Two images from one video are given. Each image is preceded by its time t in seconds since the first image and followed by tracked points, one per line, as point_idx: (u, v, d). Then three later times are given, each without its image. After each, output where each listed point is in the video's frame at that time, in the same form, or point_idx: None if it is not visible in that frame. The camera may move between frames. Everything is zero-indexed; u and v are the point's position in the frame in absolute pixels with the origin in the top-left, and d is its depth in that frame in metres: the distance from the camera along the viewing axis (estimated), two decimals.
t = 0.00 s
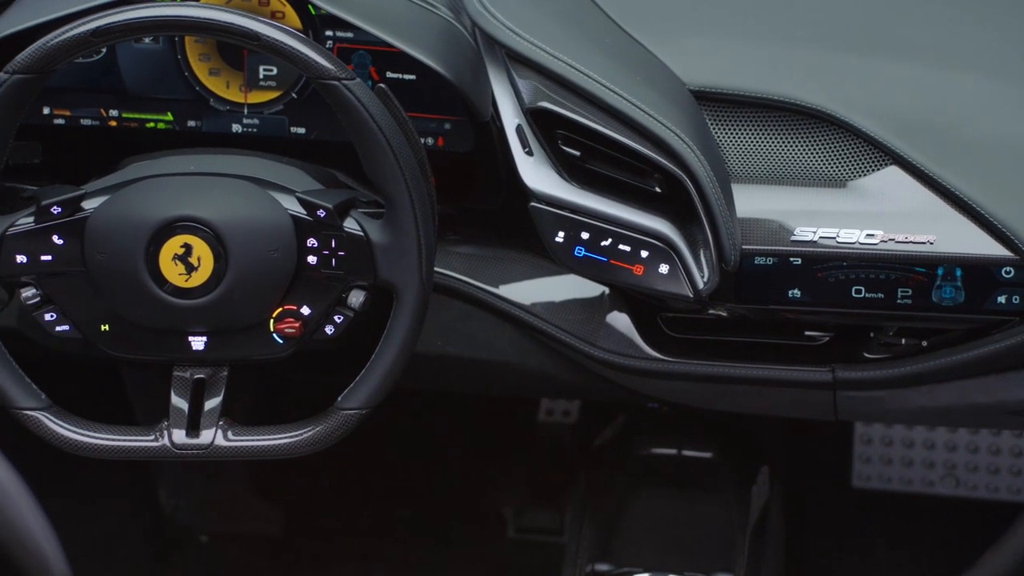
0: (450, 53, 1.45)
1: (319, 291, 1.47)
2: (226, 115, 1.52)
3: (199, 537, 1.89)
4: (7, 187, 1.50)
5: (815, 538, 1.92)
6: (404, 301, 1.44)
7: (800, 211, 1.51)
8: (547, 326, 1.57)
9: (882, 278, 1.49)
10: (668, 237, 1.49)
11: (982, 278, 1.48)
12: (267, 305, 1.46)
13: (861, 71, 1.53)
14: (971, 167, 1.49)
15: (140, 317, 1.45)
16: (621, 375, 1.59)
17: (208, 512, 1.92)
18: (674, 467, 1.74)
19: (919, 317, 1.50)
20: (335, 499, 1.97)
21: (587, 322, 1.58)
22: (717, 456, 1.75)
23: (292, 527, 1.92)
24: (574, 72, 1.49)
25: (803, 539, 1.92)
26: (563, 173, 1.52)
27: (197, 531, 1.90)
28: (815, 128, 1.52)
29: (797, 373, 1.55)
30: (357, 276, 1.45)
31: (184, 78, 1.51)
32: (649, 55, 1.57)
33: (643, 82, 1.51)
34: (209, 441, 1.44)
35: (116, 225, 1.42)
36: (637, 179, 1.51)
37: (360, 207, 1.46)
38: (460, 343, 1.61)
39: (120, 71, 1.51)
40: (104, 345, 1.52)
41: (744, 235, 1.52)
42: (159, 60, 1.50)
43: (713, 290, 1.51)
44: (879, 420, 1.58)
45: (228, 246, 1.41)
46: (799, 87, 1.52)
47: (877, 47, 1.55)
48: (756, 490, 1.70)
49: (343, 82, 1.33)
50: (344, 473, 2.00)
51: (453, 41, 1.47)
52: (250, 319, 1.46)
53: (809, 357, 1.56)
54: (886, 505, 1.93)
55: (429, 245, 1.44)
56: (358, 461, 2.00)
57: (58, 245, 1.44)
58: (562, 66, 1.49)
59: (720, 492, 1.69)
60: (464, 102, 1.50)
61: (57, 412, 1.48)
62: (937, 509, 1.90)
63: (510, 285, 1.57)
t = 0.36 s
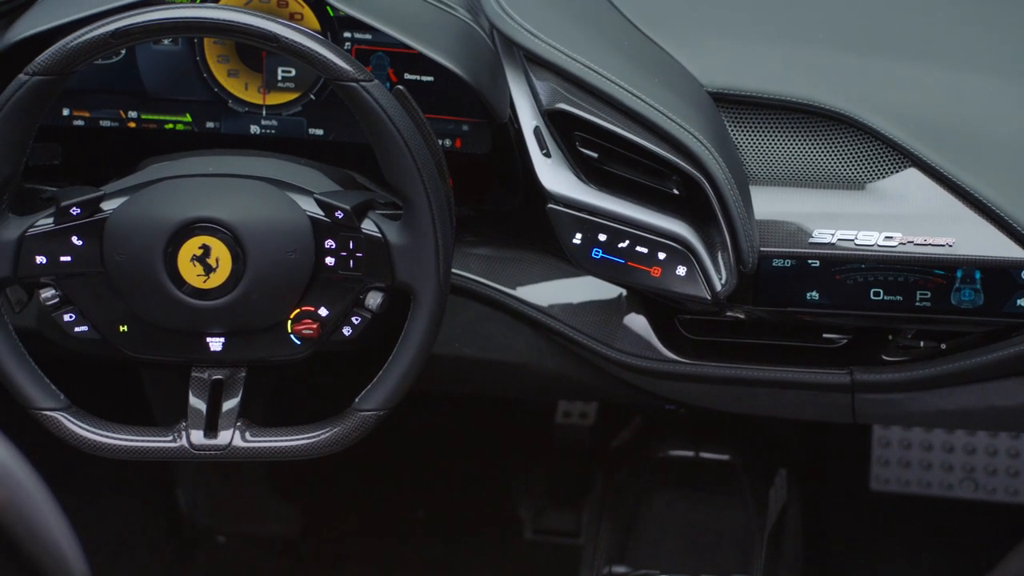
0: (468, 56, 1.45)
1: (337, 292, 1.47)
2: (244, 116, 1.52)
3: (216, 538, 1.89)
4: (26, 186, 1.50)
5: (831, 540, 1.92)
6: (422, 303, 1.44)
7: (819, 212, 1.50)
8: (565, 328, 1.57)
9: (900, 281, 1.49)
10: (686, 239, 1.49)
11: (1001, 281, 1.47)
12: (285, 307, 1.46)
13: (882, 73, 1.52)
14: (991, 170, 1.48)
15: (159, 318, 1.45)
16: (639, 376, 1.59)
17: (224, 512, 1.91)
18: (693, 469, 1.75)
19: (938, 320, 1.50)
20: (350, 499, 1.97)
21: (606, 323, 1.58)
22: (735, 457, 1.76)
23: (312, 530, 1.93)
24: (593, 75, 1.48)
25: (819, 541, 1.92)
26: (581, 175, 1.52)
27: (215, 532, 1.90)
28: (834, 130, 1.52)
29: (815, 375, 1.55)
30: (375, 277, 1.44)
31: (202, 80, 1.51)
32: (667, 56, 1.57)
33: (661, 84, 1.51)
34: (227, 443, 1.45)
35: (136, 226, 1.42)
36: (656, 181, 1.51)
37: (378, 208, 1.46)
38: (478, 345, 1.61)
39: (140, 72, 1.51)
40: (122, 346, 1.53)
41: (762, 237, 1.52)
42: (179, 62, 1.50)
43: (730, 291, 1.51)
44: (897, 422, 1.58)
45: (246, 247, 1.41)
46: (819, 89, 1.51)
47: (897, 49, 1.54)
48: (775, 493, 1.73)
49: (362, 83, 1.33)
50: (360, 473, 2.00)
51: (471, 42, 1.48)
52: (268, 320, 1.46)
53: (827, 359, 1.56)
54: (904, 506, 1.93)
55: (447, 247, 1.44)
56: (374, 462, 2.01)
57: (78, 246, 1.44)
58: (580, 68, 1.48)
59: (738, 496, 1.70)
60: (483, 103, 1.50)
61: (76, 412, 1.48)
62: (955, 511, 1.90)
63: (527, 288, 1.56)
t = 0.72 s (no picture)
0: (485, 58, 1.45)
1: (353, 295, 1.47)
2: (262, 118, 1.52)
3: (232, 539, 1.92)
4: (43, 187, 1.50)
5: (848, 543, 1.92)
6: (438, 305, 1.44)
7: (836, 215, 1.50)
8: (581, 330, 1.56)
9: (918, 284, 1.48)
10: (703, 241, 1.49)
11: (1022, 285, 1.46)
12: (301, 309, 1.46)
13: (899, 78, 1.54)
14: (1008, 173, 1.49)
15: (177, 320, 1.45)
16: (656, 378, 1.59)
17: (240, 512, 1.93)
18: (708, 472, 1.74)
19: (957, 324, 1.49)
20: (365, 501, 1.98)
21: (621, 326, 1.58)
22: (751, 460, 1.75)
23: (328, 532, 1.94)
24: (610, 77, 1.49)
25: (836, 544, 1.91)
26: (598, 177, 1.52)
27: (231, 534, 1.93)
28: (851, 133, 1.53)
29: (833, 377, 1.55)
30: (391, 279, 1.45)
31: (220, 82, 1.51)
32: (685, 59, 1.58)
33: (678, 87, 1.51)
34: (244, 444, 1.45)
35: (154, 228, 1.42)
36: (672, 183, 1.51)
37: (395, 210, 1.46)
38: (495, 347, 1.61)
39: (158, 74, 1.51)
40: (140, 347, 1.53)
41: (779, 239, 1.51)
42: (197, 64, 1.50)
43: (747, 294, 1.51)
44: (915, 425, 1.58)
45: (263, 249, 1.42)
46: (834, 91, 1.53)
47: (913, 54, 1.56)
48: (790, 497, 1.72)
49: (379, 85, 1.33)
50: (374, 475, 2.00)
51: (489, 44, 1.47)
52: (286, 321, 1.46)
53: (845, 362, 1.56)
54: (921, 509, 1.92)
55: (463, 250, 1.44)
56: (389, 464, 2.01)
57: (96, 248, 1.44)
58: (597, 71, 1.49)
59: (755, 501, 1.70)
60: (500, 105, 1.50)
61: (93, 413, 1.48)
62: (974, 516, 1.89)
63: (543, 289, 1.56)
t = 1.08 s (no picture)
0: (500, 61, 1.45)
1: (369, 297, 1.47)
2: (278, 121, 1.53)
3: (248, 542, 1.92)
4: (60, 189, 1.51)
5: (862, 547, 1.92)
6: (454, 307, 1.44)
7: (853, 219, 1.50)
8: (596, 334, 1.55)
9: (935, 288, 1.48)
10: (718, 245, 1.48)
11: None
12: (317, 311, 1.46)
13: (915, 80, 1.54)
14: None
15: (193, 322, 1.46)
16: (672, 382, 1.59)
17: (255, 515, 1.93)
18: (726, 475, 1.75)
19: (974, 328, 1.49)
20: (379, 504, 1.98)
21: (637, 330, 1.57)
22: (768, 463, 1.76)
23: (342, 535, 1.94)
24: (627, 80, 1.49)
25: (852, 548, 1.91)
26: (614, 180, 1.52)
27: (246, 536, 1.93)
28: (868, 137, 1.53)
29: (849, 382, 1.55)
30: (407, 282, 1.45)
31: (236, 85, 1.51)
32: (701, 62, 1.58)
33: (695, 90, 1.51)
34: (260, 446, 1.45)
35: (171, 230, 1.43)
36: (688, 187, 1.51)
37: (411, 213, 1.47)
38: (510, 351, 1.60)
39: (175, 77, 1.52)
40: (156, 350, 1.53)
41: (795, 243, 1.51)
42: (214, 67, 1.51)
43: (764, 298, 1.50)
44: (931, 430, 1.58)
45: (280, 251, 1.42)
46: (851, 94, 1.52)
47: (928, 57, 1.56)
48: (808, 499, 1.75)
49: (395, 88, 1.33)
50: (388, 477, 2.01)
51: (505, 48, 1.47)
52: (301, 325, 1.46)
53: (862, 366, 1.56)
54: (938, 513, 1.92)
55: (479, 253, 1.43)
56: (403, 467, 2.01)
57: (112, 250, 1.45)
58: (614, 74, 1.49)
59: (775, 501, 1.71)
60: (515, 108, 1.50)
61: (109, 415, 1.48)
62: (991, 521, 1.89)
63: (558, 293, 1.55)
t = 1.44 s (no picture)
0: (516, 65, 1.46)
1: (385, 300, 1.47)
2: (293, 124, 1.53)
3: (262, 545, 1.92)
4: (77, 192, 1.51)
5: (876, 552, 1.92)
6: (468, 310, 1.43)
7: (869, 223, 1.50)
8: (610, 337, 1.55)
9: (951, 292, 1.48)
10: (735, 249, 1.48)
11: None
12: (333, 314, 1.46)
13: (929, 84, 1.54)
14: None
15: (209, 324, 1.46)
16: (689, 387, 1.58)
17: (268, 518, 1.94)
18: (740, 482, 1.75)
19: (990, 332, 1.49)
20: (392, 506, 1.98)
21: (651, 333, 1.57)
22: (783, 467, 1.75)
23: (355, 538, 1.95)
24: (642, 83, 1.49)
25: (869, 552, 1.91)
26: (628, 184, 1.51)
27: (260, 539, 1.93)
28: (885, 141, 1.53)
29: (865, 387, 1.54)
30: (422, 285, 1.45)
31: (253, 88, 1.52)
32: (716, 65, 1.58)
33: (710, 94, 1.51)
34: (275, 449, 1.45)
35: (187, 233, 1.43)
36: (704, 190, 1.51)
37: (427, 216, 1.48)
38: (525, 354, 1.60)
39: (192, 80, 1.52)
40: (172, 352, 1.54)
41: (812, 245, 1.51)
42: (229, 70, 1.51)
43: (779, 302, 1.50)
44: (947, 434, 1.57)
45: (295, 255, 1.42)
46: (867, 97, 1.52)
47: (941, 61, 1.56)
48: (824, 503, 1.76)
49: (410, 92, 1.33)
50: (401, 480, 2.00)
51: (521, 51, 1.49)
52: (317, 328, 1.47)
53: (878, 370, 1.55)
54: (953, 518, 1.91)
55: (494, 257, 1.43)
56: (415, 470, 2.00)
57: (128, 253, 1.45)
58: (629, 77, 1.49)
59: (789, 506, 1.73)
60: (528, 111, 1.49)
61: (125, 418, 1.48)
62: (1006, 524, 1.89)
63: (573, 296, 1.55)
